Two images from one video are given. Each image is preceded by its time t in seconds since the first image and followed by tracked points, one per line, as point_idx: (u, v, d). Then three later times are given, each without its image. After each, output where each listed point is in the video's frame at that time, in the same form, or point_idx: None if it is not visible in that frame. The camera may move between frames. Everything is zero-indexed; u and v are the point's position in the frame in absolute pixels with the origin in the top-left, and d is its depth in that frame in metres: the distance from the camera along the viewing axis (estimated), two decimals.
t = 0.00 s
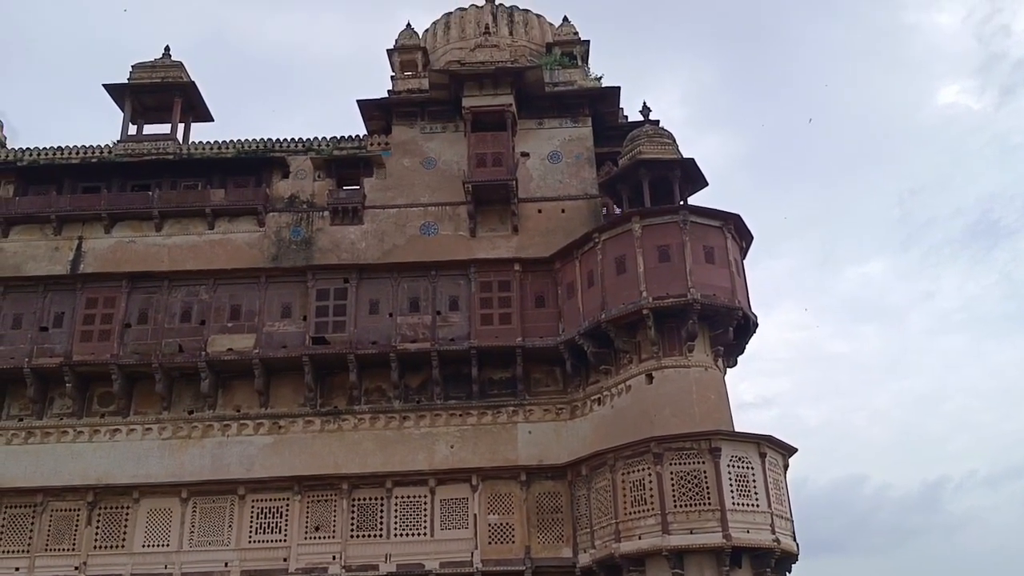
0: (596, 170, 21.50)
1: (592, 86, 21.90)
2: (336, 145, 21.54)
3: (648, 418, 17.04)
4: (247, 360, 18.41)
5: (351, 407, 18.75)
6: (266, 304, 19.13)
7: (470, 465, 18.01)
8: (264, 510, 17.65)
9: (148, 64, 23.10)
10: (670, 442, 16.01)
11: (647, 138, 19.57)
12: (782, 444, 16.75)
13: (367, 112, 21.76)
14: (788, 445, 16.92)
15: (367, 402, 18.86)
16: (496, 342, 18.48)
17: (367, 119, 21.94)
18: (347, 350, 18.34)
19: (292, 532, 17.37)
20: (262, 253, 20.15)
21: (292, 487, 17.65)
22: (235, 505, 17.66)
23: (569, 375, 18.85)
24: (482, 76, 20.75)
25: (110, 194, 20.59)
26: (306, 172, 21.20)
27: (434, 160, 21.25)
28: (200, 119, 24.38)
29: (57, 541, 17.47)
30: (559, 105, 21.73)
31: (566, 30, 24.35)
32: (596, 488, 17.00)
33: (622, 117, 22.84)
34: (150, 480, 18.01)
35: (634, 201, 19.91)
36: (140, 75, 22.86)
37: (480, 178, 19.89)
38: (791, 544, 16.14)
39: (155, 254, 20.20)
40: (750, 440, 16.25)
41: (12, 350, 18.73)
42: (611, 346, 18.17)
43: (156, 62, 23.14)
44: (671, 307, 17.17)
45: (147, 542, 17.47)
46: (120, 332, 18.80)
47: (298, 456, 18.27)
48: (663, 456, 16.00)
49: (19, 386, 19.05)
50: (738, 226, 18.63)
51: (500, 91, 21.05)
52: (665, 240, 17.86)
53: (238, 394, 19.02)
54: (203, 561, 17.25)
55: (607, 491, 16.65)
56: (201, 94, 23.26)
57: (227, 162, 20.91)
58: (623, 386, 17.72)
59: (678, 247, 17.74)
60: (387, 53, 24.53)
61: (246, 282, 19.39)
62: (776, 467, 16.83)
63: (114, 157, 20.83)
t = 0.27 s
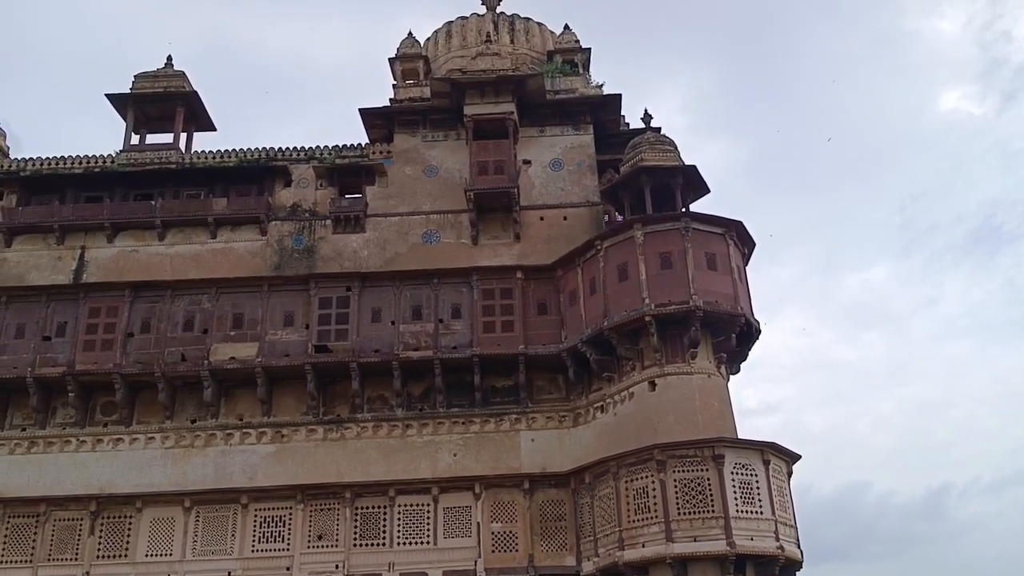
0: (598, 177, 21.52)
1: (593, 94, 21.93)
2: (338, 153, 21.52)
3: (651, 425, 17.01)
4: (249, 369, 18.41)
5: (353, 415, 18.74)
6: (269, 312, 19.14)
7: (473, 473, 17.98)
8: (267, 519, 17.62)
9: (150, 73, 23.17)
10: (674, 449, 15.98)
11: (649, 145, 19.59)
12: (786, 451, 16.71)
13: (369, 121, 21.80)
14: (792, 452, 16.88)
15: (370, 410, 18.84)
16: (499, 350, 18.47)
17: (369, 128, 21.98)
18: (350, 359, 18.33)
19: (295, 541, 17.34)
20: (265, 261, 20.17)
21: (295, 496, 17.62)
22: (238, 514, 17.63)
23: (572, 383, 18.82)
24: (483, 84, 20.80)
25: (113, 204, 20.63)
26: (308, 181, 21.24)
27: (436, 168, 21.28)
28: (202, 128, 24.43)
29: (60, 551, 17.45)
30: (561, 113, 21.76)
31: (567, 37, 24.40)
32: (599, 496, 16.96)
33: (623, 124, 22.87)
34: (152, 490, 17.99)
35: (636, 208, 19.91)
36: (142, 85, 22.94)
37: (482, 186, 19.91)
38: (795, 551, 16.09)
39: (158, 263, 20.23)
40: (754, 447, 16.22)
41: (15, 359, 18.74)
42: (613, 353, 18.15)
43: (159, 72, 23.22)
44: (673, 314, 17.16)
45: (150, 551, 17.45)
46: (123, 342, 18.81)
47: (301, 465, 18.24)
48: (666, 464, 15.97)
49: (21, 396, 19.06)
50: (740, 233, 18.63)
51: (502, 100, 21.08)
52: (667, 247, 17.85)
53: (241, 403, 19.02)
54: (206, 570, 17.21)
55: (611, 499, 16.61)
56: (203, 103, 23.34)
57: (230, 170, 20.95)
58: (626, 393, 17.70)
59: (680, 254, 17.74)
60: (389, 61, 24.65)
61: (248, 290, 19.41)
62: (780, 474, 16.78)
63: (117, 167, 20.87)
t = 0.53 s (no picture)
0: (599, 180, 21.52)
1: (594, 97, 21.94)
2: (339, 157, 21.46)
3: (653, 428, 17.00)
4: (251, 372, 18.42)
5: (355, 419, 18.73)
6: (271, 316, 19.15)
7: (475, 476, 17.97)
8: (269, 522, 17.61)
9: (152, 78, 23.19)
10: (676, 452, 15.97)
11: (649, 147, 19.59)
12: (788, 454, 16.70)
13: (370, 124, 21.82)
14: (794, 455, 16.86)
15: (372, 414, 18.84)
16: (500, 353, 18.47)
17: (370, 132, 22.00)
18: (351, 362, 18.33)
19: (297, 544, 17.32)
20: (266, 265, 20.18)
21: (297, 499, 17.62)
22: (240, 518, 17.63)
23: (574, 385, 18.81)
24: (484, 87, 20.82)
25: (114, 208, 20.65)
26: (309, 184, 21.26)
27: (437, 171, 21.30)
28: (204, 132, 24.45)
29: (62, 555, 17.46)
30: (562, 115, 21.77)
31: (568, 40, 24.41)
32: (601, 499, 16.94)
33: (624, 127, 22.87)
34: (154, 494, 17.99)
35: (637, 210, 19.92)
36: (144, 89, 22.92)
37: (483, 189, 19.92)
38: (798, 554, 16.06)
39: (159, 267, 20.25)
40: (756, 449, 16.20)
41: (17, 364, 18.76)
42: (615, 356, 18.15)
43: (160, 76, 23.23)
44: (674, 316, 17.15)
45: (152, 555, 17.45)
46: (125, 346, 18.83)
47: (303, 469, 18.24)
48: (668, 466, 15.96)
49: (23, 401, 19.07)
50: (741, 236, 18.63)
51: (502, 103, 21.10)
52: (668, 249, 17.85)
53: (243, 407, 19.02)
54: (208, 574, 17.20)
55: (613, 502, 16.59)
56: (205, 107, 23.37)
57: (231, 174, 20.96)
58: (627, 396, 17.69)
59: (682, 257, 17.73)
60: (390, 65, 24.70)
61: (250, 294, 19.42)
62: (782, 476, 16.77)
63: (119, 171, 20.89)
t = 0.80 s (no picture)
0: (600, 181, 21.52)
1: (595, 97, 21.94)
2: (340, 158, 21.52)
3: (654, 428, 17.00)
4: (253, 374, 18.43)
5: (356, 420, 18.74)
6: (272, 317, 19.15)
7: (476, 477, 17.98)
8: (270, 524, 17.62)
9: (153, 79, 23.21)
10: (677, 453, 15.96)
11: (650, 148, 19.59)
12: (789, 454, 16.69)
13: (371, 125, 21.83)
14: (796, 455, 16.85)
15: (373, 415, 18.85)
16: (502, 354, 18.48)
17: (371, 133, 22.01)
18: (353, 363, 18.34)
19: (298, 545, 17.33)
20: (267, 266, 20.19)
21: (299, 501, 17.62)
22: (242, 519, 17.64)
23: (575, 386, 18.82)
24: (485, 88, 20.83)
25: (116, 210, 20.66)
26: (310, 186, 21.26)
27: (438, 172, 21.31)
28: (205, 133, 24.47)
29: (63, 557, 17.46)
30: (562, 116, 21.77)
31: (569, 41, 24.42)
32: (603, 500, 16.94)
33: (625, 128, 22.88)
34: (156, 495, 18.01)
35: (638, 211, 19.92)
36: (145, 90, 22.95)
37: (484, 190, 19.92)
38: (799, 554, 16.06)
39: (161, 269, 20.27)
40: (757, 450, 16.20)
41: (18, 365, 18.77)
42: (616, 356, 18.15)
43: (161, 78, 23.26)
44: (676, 317, 17.15)
45: (153, 556, 17.45)
46: (126, 347, 18.84)
47: (304, 470, 18.25)
48: (670, 467, 15.96)
49: (25, 402, 19.07)
50: (742, 236, 18.63)
51: (503, 103, 21.10)
52: (669, 250, 17.85)
53: (244, 408, 19.03)
54: None
55: (614, 503, 16.59)
56: (206, 109, 23.39)
57: (232, 176, 20.97)
58: (629, 396, 17.69)
59: (683, 257, 17.73)
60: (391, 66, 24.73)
61: (251, 295, 19.43)
62: (783, 477, 16.76)
63: (120, 173, 20.91)
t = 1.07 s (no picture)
0: (613, 184, 21.51)
1: (606, 101, 21.94)
2: (353, 167, 21.64)
3: (672, 432, 16.95)
4: (270, 383, 18.50)
5: (374, 428, 18.77)
6: (288, 327, 19.22)
7: (494, 483, 17.97)
8: (290, 533, 17.65)
9: (166, 92, 23.37)
10: (696, 456, 15.90)
11: (663, 151, 19.56)
12: (809, 455, 16.60)
13: (383, 134, 21.90)
14: (815, 456, 16.76)
15: (391, 422, 18.87)
16: (517, 360, 18.47)
17: (383, 141, 22.08)
18: (369, 372, 18.37)
19: (318, 554, 17.37)
20: (282, 276, 20.28)
21: (318, 509, 17.66)
22: (261, 528, 17.68)
23: (592, 391, 18.78)
24: (496, 94, 20.86)
25: (132, 223, 20.80)
26: (324, 195, 21.34)
27: (450, 179, 21.34)
28: (218, 145, 24.61)
29: (85, 569, 17.54)
30: (574, 121, 21.77)
31: (579, 45, 24.43)
32: (621, 504, 16.89)
33: (637, 131, 22.86)
34: (176, 506, 18.08)
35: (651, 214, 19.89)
36: (158, 103, 23.13)
37: (497, 196, 19.94)
38: (820, 556, 15.96)
39: (177, 281, 20.39)
40: (776, 451, 16.12)
41: (37, 379, 18.91)
42: (632, 360, 18.11)
43: (174, 91, 23.43)
44: (691, 319, 17.10)
45: (174, 567, 17.52)
46: (144, 359, 18.95)
47: (322, 479, 18.30)
48: (688, 470, 15.89)
49: (45, 416, 19.21)
50: (757, 237, 18.56)
51: (515, 109, 21.12)
52: (684, 252, 17.81)
53: (262, 417, 19.10)
54: None
55: (633, 506, 16.54)
56: (219, 120, 23.54)
57: (246, 187, 21.08)
58: (646, 400, 17.64)
59: (697, 259, 17.68)
60: (402, 74, 24.81)
61: (267, 305, 19.50)
62: (803, 478, 16.67)
63: (135, 186, 21.05)
